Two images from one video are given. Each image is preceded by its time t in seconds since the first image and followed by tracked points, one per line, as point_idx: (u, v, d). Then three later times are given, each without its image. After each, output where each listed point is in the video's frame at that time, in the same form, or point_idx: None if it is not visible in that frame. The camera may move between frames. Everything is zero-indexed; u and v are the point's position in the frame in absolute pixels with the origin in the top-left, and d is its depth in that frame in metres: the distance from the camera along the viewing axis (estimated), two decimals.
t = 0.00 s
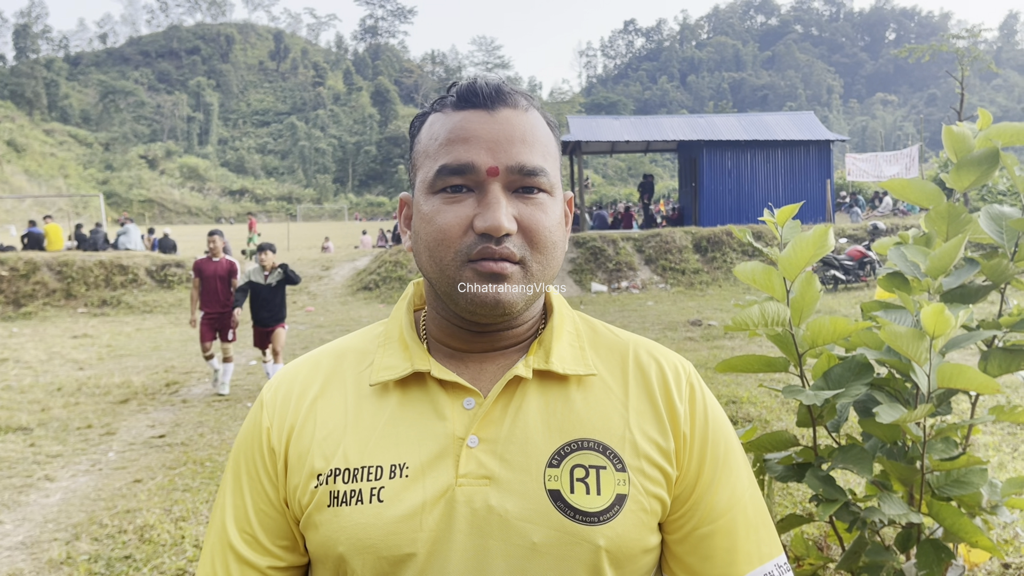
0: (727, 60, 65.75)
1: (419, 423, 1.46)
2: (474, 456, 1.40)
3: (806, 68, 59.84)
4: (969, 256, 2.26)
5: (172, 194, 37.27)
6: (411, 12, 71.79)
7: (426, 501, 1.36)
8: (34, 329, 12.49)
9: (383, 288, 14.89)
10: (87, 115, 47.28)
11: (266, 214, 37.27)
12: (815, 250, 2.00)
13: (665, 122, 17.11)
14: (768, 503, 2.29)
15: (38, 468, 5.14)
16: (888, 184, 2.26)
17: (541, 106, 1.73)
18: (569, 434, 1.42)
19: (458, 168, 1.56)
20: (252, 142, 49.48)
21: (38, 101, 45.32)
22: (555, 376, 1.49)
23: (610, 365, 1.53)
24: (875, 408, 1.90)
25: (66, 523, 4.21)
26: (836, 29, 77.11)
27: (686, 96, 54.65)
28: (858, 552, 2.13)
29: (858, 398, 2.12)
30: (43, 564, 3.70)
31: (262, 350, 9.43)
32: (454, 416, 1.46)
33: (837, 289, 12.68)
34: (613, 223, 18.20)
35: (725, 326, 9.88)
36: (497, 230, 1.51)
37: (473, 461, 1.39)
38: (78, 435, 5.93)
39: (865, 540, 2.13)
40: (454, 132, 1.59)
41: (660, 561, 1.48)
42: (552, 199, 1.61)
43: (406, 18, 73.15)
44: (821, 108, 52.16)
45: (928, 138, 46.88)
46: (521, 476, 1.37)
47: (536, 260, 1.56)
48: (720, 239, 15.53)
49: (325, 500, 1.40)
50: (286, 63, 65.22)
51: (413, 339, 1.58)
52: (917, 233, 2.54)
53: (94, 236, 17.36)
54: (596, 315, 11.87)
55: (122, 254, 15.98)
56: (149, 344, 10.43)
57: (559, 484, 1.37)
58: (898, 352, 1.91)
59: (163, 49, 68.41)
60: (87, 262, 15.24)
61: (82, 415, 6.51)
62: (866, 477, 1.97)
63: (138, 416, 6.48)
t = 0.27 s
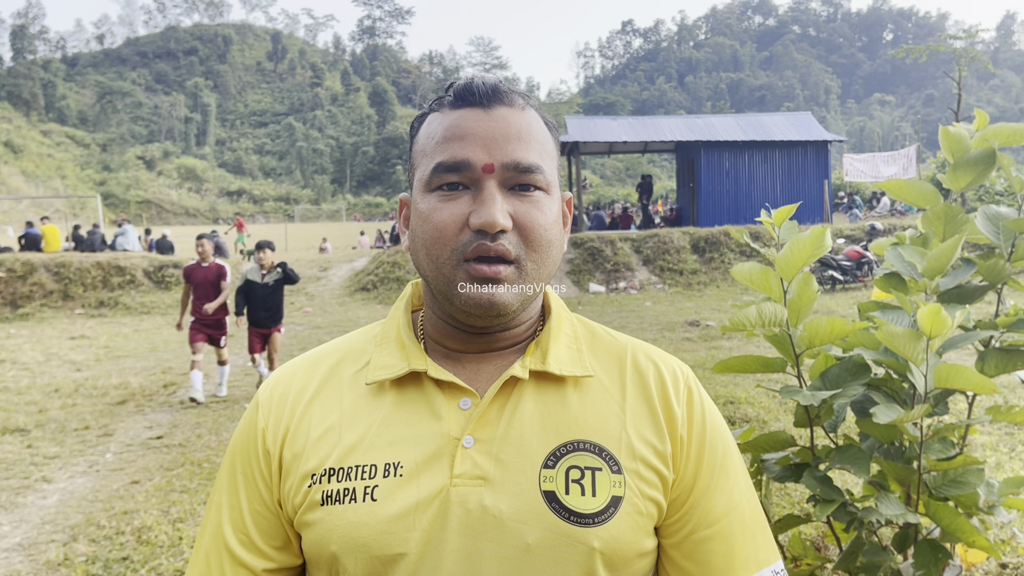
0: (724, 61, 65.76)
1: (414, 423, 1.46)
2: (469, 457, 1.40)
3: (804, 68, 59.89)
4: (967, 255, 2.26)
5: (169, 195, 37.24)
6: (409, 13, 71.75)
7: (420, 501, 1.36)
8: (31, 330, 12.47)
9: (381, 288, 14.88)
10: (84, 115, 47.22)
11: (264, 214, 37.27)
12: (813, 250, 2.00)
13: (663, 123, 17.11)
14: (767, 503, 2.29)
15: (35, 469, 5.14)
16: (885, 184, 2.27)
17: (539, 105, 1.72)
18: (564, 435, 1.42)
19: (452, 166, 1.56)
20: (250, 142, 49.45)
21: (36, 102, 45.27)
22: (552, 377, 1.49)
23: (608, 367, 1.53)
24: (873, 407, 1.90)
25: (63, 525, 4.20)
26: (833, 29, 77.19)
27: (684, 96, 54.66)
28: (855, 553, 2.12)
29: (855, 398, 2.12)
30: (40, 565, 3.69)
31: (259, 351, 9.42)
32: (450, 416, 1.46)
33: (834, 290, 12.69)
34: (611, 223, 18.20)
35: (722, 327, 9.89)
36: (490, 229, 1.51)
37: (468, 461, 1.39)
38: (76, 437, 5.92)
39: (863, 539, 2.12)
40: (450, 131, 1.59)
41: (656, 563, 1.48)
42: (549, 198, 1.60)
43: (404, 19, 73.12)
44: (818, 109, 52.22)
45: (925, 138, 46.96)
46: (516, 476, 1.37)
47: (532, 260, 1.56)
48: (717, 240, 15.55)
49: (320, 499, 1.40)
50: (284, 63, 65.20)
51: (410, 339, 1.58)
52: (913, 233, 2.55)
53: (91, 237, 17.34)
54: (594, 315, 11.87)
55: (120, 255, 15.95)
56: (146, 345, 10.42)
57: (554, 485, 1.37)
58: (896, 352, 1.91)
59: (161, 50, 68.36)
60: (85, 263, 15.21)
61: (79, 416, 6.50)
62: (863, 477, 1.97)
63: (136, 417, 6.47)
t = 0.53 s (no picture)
0: (723, 61, 65.80)
1: (410, 427, 1.46)
2: (463, 460, 1.40)
3: (802, 69, 59.96)
4: (963, 256, 2.26)
5: (167, 195, 37.21)
6: (407, 13, 71.72)
7: (415, 503, 1.37)
8: (29, 331, 12.44)
9: (379, 289, 14.87)
10: (82, 116, 47.16)
11: (262, 215, 37.26)
12: (810, 251, 2.00)
13: (661, 123, 17.11)
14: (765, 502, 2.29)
15: (34, 471, 5.13)
16: (883, 184, 2.26)
17: (534, 107, 1.71)
18: (559, 437, 1.42)
19: (444, 173, 1.56)
20: (248, 143, 49.42)
21: (33, 103, 45.20)
22: (547, 379, 1.49)
23: (604, 369, 1.53)
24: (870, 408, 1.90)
25: (62, 526, 4.20)
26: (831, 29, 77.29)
27: (682, 96, 54.69)
28: (854, 553, 2.13)
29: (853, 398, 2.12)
30: (38, 566, 3.70)
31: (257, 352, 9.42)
32: (444, 419, 1.46)
33: (832, 290, 12.70)
34: (609, 224, 18.21)
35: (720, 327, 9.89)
36: (483, 236, 1.51)
37: (462, 464, 1.39)
38: (74, 438, 5.91)
39: (862, 539, 2.13)
40: (442, 136, 1.58)
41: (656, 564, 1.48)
42: (543, 202, 1.60)
43: (402, 19, 73.07)
44: (816, 109, 52.27)
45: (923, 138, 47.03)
46: (510, 479, 1.37)
47: (525, 265, 1.56)
48: (715, 240, 15.57)
49: (315, 502, 1.41)
50: (282, 64, 65.15)
51: (405, 342, 1.59)
52: (912, 233, 2.54)
53: (89, 238, 17.31)
54: (592, 316, 11.87)
55: (118, 256, 15.93)
56: (144, 346, 10.40)
57: (548, 489, 1.37)
58: (893, 352, 1.91)
59: (159, 50, 68.28)
60: (83, 264, 15.19)
61: (78, 417, 6.50)
62: (861, 477, 1.97)
63: (133, 419, 6.46)
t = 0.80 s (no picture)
0: (721, 61, 65.84)
1: (405, 427, 1.46)
2: (458, 458, 1.40)
3: (800, 69, 60.02)
4: (962, 257, 2.26)
5: (166, 196, 37.19)
6: (405, 14, 71.74)
7: (410, 501, 1.37)
8: (28, 332, 12.44)
9: (378, 289, 14.87)
10: (80, 117, 47.14)
11: (260, 216, 37.26)
12: (808, 251, 2.00)
13: (659, 123, 17.11)
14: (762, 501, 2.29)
15: (32, 471, 5.13)
16: (880, 185, 2.27)
17: (530, 109, 1.71)
18: (552, 435, 1.42)
19: (440, 179, 1.56)
20: (247, 143, 49.41)
21: (32, 104, 45.17)
22: (541, 378, 1.49)
23: (600, 368, 1.52)
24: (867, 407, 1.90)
25: (60, 527, 4.19)
26: (829, 29, 77.35)
27: (681, 97, 54.73)
28: (852, 552, 2.13)
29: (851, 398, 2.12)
30: (36, 567, 3.69)
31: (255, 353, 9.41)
32: (440, 418, 1.46)
33: (830, 290, 12.72)
34: (608, 224, 18.21)
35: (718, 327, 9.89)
36: (480, 242, 1.51)
37: (456, 462, 1.39)
38: (73, 438, 5.91)
39: (859, 539, 2.13)
40: (438, 141, 1.58)
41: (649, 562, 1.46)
42: (539, 207, 1.60)
43: (400, 20, 73.04)
44: (815, 109, 52.33)
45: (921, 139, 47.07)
46: (502, 477, 1.37)
47: (521, 271, 1.56)
48: (714, 240, 15.59)
49: (312, 499, 1.41)
50: (281, 64, 65.15)
51: (403, 343, 1.59)
52: (909, 234, 2.54)
53: (87, 238, 17.30)
54: (590, 316, 11.87)
55: (116, 257, 15.92)
56: (143, 346, 10.39)
57: (539, 485, 1.37)
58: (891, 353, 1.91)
59: (157, 51, 68.25)
60: (81, 265, 15.18)
61: (76, 418, 6.49)
62: (858, 476, 1.97)
63: (132, 419, 6.45)
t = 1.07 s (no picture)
0: (720, 61, 65.90)
1: (406, 426, 1.46)
2: (458, 458, 1.40)
3: (799, 69, 60.07)
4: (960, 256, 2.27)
5: (165, 196, 37.19)
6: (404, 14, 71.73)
7: (412, 499, 1.37)
8: (27, 332, 12.44)
9: (377, 289, 14.87)
10: (79, 117, 47.14)
11: (259, 216, 37.28)
12: (807, 250, 2.00)
13: (658, 123, 17.12)
14: (761, 500, 2.29)
15: (31, 472, 5.12)
16: (879, 185, 2.27)
17: (529, 107, 1.70)
18: (551, 433, 1.42)
19: (438, 178, 1.56)
20: (246, 144, 49.40)
21: (30, 104, 45.16)
22: (540, 377, 1.49)
23: (599, 366, 1.52)
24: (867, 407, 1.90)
25: (60, 528, 4.19)
26: (828, 29, 77.42)
27: (680, 97, 54.77)
28: (851, 551, 2.13)
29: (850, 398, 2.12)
30: (36, 567, 3.69)
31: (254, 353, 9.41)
32: (440, 419, 1.46)
33: (829, 289, 12.73)
34: (606, 224, 18.22)
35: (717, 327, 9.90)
36: (477, 243, 1.51)
37: (457, 461, 1.39)
38: (72, 439, 5.91)
39: (859, 539, 2.13)
40: (437, 141, 1.58)
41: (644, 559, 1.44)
42: (537, 207, 1.59)
43: (399, 20, 73.04)
44: (814, 109, 52.37)
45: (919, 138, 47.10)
46: (502, 476, 1.36)
47: (521, 272, 1.56)
48: (713, 240, 15.59)
49: (314, 500, 1.41)
50: (280, 64, 65.16)
51: (404, 343, 1.59)
52: (908, 233, 2.54)
53: (86, 238, 17.29)
54: (589, 316, 11.88)
55: (115, 257, 15.91)
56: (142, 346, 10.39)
57: (537, 483, 1.37)
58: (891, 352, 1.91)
59: (156, 51, 68.24)
60: (80, 265, 15.18)
61: (75, 418, 6.49)
62: (858, 476, 1.97)
63: (131, 420, 6.46)
